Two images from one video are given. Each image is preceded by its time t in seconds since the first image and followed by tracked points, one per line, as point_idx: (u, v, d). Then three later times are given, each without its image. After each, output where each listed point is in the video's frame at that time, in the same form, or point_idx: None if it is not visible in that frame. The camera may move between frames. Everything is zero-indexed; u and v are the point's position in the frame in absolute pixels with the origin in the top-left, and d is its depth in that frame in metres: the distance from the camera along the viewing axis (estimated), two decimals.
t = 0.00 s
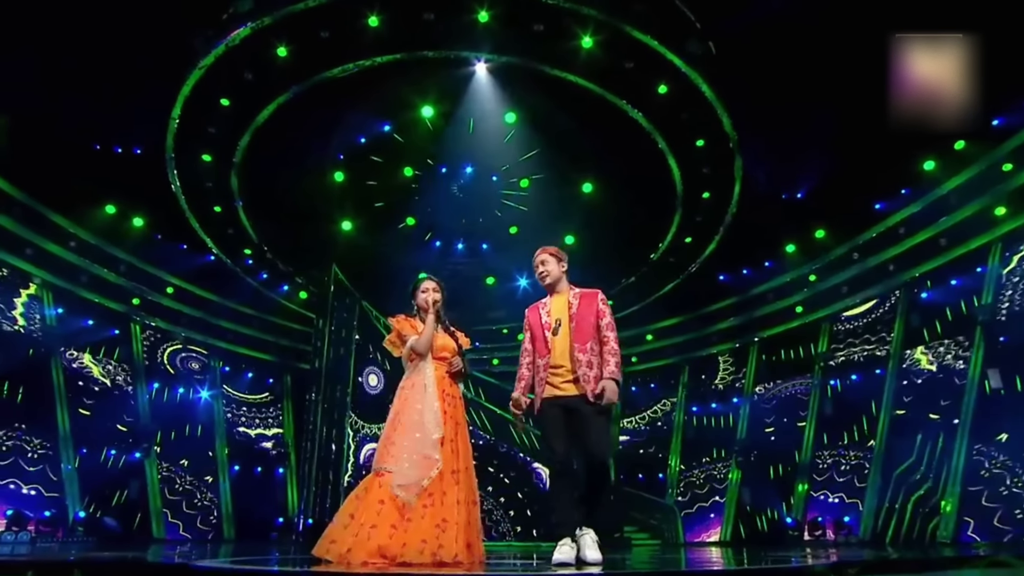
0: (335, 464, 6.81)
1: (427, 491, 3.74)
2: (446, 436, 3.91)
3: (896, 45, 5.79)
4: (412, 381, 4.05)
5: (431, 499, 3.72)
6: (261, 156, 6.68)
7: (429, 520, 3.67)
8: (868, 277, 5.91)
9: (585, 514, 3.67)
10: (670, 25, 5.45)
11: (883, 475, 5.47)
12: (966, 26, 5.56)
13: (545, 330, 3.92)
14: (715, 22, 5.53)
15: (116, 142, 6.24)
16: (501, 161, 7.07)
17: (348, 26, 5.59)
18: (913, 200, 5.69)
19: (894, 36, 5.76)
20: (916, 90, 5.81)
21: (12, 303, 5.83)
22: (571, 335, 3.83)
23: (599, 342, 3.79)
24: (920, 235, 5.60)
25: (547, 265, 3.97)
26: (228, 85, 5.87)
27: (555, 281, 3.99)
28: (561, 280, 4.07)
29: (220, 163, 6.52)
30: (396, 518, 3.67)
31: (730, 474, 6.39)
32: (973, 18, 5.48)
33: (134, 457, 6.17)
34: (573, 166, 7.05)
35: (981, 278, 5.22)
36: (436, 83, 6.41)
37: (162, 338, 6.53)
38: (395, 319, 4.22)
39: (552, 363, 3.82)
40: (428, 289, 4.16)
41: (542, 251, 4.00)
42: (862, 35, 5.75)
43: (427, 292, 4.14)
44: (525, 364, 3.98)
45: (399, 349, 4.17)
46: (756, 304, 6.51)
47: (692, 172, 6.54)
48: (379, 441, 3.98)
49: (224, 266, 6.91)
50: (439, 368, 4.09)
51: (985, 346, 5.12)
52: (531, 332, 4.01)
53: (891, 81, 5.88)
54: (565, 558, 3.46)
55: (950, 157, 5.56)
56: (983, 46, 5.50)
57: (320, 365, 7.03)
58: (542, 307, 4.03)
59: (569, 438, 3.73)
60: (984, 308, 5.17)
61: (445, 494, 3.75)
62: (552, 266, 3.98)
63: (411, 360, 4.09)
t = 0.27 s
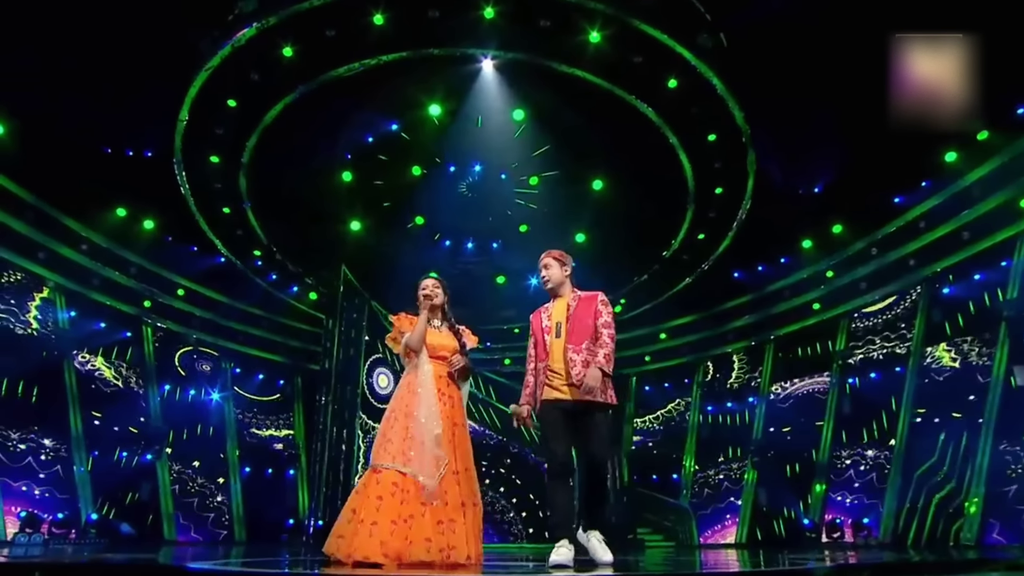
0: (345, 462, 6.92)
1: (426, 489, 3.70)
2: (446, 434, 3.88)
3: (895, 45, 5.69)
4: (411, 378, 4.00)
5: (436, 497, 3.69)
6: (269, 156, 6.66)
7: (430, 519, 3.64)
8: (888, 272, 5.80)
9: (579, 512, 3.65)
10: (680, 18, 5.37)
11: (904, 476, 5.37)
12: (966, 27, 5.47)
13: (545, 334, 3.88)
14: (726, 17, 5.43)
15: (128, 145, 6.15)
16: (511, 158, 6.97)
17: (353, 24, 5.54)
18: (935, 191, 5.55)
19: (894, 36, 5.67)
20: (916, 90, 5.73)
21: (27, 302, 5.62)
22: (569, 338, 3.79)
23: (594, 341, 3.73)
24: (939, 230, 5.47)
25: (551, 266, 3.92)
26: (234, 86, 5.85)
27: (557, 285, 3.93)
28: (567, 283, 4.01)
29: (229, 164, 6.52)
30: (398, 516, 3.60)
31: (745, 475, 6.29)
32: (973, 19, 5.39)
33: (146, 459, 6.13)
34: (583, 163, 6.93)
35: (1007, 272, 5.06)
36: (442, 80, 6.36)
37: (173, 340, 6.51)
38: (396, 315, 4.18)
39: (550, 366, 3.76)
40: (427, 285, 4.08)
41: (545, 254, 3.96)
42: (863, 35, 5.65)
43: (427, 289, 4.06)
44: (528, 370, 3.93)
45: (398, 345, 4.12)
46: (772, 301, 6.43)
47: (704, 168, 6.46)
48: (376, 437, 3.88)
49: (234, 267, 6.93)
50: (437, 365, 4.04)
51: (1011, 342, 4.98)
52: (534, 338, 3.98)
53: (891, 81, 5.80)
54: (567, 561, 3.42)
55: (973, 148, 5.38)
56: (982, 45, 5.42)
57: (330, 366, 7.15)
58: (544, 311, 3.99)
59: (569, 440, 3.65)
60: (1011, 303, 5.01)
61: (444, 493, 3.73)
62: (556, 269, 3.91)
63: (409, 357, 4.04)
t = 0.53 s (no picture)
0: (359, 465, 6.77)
1: (413, 490, 3.63)
2: (435, 433, 3.79)
3: (895, 45, 5.66)
4: (402, 376, 3.93)
5: (421, 499, 3.61)
6: (278, 157, 6.63)
7: (415, 521, 3.58)
8: (909, 268, 5.67)
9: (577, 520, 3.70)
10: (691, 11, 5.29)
11: (926, 478, 5.26)
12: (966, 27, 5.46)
13: (561, 340, 3.81)
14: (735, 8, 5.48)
15: (139, 147, 6.14)
16: (522, 156, 6.92)
17: (358, 22, 5.51)
18: (957, 184, 5.43)
19: (895, 36, 5.65)
20: (915, 90, 5.69)
21: (40, 305, 5.80)
22: (588, 352, 3.77)
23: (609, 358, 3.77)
24: (962, 223, 5.35)
25: (578, 276, 3.86)
26: (241, 86, 5.81)
27: (577, 295, 3.88)
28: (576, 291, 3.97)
29: (237, 165, 6.47)
30: (382, 519, 3.58)
31: (763, 475, 6.20)
32: (973, 18, 5.39)
33: (158, 461, 6.15)
34: (595, 159, 6.84)
35: None
36: (450, 77, 6.30)
37: (186, 342, 6.55)
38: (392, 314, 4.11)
39: (565, 376, 3.73)
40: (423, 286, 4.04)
41: (574, 260, 3.86)
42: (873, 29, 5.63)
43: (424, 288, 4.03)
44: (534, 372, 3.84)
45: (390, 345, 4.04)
46: (790, 298, 6.32)
47: (717, 162, 6.36)
48: (368, 438, 3.87)
49: (244, 267, 6.85)
50: (427, 365, 3.94)
51: None
52: (542, 339, 3.88)
53: (891, 81, 5.75)
54: (561, 559, 3.42)
55: (996, 138, 5.27)
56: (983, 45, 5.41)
57: (341, 366, 7.03)
58: (558, 315, 3.91)
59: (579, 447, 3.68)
60: None
61: (432, 494, 3.64)
62: (583, 280, 3.87)
63: (399, 356, 3.96)
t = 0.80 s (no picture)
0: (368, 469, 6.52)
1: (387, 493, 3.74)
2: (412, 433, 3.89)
3: (895, 45, 5.60)
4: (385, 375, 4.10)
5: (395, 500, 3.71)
6: (284, 157, 6.58)
7: (389, 523, 3.67)
8: (927, 262, 5.63)
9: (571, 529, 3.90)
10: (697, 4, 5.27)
11: (946, 478, 5.23)
12: (966, 27, 5.44)
13: (571, 342, 3.83)
14: None
15: (147, 150, 6.09)
16: (530, 154, 6.84)
17: (362, 20, 5.52)
18: (975, 177, 5.43)
19: (895, 36, 5.58)
20: (915, 90, 5.65)
21: (49, 308, 5.91)
22: (597, 359, 3.83)
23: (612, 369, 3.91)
24: (983, 217, 5.36)
25: (598, 286, 3.89)
26: (245, 87, 5.79)
27: (590, 302, 3.92)
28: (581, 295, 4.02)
29: (243, 166, 6.43)
30: (357, 521, 3.69)
31: (778, 476, 6.09)
32: (973, 18, 5.38)
33: (167, 463, 6.14)
34: (603, 156, 6.74)
35: None
36: (454, 73, 6.26)
37: (194, 344, 6.52)
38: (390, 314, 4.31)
39: (573, 379, 3.76)
40: (414, 287, 4.20)
41: (597, 267, 3.88)
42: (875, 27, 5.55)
43: (415, 289, 4.18)
44: (534, 366, 3.82)
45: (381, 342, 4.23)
46: (804, 295, 6.23)
47: (728, 158, 6.28)
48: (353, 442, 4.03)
49: (252, 268, 6.87)
50: (407, 363, 4.09)
51: None
52: (548, 336, 3.87)
53: (891, 81, 5.69)
54: (557, 554, 3.52)
55: (1019, 129, 5.26)
56: (982, 45, 5.42)
57: (348, 365, 6.73)
58: (568, 316, 3.93)
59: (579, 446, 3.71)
60: None
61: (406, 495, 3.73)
62: (601, 288, 3.90)
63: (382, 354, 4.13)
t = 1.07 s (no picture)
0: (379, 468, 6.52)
1: (358, 496, 3.81)
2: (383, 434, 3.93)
3: (895, 45, 5.52)
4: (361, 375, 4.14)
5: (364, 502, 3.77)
6: (292, 157, 6.56)
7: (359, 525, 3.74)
8: (949, 256, 5.50)
9: (566, 522, 3.91)
10: None
11: (970, 479, 5.14)
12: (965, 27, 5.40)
13: (575, 345, 3.78)
14: None
15: (157, 152, 6.08)
16: (539, 151, 6.75)
17: (366, 19, 5.50)
18: (999, 168, 5.25)
19: (894, 36, 5.50)
20: (915, 90, 5.58)
21: (62, 309, 5.85)
22: (596, 364, 3.82)
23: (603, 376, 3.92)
24: (1009, 209, 5.14)
25: (596, 292, 3.88)
26: (253, 87, 5.78)
27: (587, 307, 3.89)
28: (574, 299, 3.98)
29: (252, 166, 6.41)
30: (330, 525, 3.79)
31: (795, 476, 5.99)
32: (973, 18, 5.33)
33: (179, 464, 6.14)
34: (613, 153, 6.66)
35: None
36: (460, 70, 6.21)
37: (206, 345, 6.51)
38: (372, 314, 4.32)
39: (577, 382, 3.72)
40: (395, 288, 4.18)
41: (597, 274, 3.88)
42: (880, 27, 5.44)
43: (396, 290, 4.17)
44: (540, 364, 3.68)
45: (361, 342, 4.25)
46: (822, 291, 6.12)
47: (741, 151, 6.19)
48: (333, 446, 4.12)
49: (263, 270, 6.84)
50: (383, 365, 4.12)
51: None
52: (551, 336, 3.77)
53: (891, 81, 5.62)
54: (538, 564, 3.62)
55: None
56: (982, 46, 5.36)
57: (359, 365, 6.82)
58: (569, 319, 3.87)
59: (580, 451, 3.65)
60: None
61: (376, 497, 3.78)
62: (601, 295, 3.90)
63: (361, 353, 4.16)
